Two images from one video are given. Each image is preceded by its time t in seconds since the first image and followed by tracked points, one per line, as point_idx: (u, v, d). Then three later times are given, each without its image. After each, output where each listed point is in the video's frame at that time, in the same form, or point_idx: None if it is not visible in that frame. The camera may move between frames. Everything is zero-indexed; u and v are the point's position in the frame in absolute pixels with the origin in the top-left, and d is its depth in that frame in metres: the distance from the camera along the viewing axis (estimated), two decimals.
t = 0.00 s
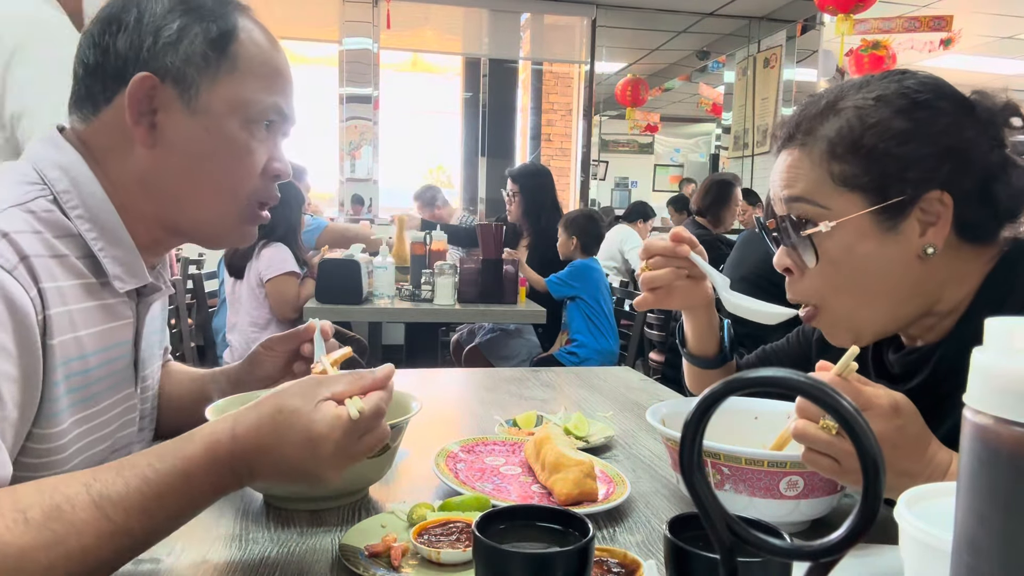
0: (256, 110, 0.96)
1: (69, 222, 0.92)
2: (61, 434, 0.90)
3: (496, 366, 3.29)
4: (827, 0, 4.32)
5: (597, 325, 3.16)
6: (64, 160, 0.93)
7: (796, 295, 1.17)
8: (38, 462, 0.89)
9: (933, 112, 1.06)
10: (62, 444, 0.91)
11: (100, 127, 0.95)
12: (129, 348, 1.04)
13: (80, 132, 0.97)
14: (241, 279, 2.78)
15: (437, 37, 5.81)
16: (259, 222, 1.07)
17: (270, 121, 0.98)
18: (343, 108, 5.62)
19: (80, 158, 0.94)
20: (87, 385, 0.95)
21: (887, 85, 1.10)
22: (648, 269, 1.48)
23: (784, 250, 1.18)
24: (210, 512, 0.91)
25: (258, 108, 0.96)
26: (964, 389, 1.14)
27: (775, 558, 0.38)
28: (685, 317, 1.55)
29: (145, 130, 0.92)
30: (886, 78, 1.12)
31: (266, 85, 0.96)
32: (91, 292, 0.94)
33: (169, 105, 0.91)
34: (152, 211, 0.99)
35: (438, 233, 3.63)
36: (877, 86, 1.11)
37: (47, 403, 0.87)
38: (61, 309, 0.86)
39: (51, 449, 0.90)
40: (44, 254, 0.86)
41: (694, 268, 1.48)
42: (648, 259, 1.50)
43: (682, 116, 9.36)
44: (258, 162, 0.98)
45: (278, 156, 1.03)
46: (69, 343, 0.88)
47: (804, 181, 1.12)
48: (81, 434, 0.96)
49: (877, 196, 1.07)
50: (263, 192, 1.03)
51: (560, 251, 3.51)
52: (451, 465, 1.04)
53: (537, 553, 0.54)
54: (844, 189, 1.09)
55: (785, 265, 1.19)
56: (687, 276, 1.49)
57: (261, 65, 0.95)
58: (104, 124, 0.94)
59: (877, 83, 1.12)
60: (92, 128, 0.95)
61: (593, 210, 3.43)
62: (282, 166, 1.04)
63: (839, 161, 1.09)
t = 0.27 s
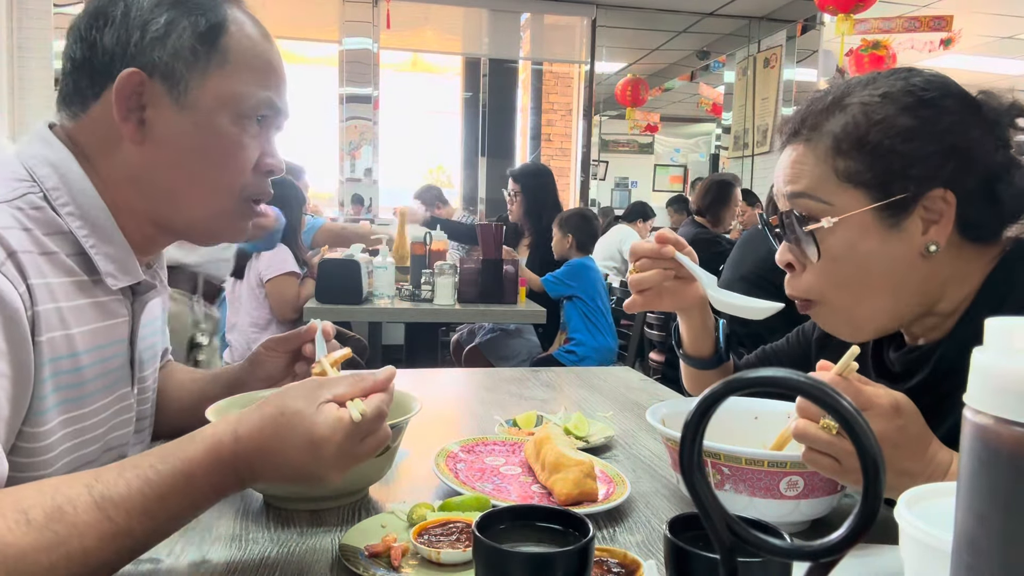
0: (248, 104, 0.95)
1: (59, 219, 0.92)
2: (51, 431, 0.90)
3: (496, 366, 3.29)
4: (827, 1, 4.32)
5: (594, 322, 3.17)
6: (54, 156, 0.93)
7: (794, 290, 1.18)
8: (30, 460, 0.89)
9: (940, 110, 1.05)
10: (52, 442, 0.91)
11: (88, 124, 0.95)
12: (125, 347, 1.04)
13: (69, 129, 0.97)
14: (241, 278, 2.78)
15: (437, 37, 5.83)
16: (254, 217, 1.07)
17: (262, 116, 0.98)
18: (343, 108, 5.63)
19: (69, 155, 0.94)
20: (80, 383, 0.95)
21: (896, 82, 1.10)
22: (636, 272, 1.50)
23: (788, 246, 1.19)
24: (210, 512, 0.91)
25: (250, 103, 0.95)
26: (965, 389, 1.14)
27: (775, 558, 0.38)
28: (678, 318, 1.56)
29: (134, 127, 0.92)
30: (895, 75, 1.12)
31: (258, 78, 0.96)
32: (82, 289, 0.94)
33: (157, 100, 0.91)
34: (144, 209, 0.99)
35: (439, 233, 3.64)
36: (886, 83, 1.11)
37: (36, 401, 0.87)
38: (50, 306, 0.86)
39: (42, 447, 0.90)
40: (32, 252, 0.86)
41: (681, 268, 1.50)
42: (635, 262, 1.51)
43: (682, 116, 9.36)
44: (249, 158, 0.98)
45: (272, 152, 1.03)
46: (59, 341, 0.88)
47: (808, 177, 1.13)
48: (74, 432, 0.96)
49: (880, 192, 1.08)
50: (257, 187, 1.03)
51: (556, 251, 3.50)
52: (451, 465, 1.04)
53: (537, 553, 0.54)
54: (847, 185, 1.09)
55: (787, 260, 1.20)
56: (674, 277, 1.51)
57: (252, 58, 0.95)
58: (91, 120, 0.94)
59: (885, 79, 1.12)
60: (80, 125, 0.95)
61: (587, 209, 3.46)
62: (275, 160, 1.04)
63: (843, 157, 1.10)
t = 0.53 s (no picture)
0: (230, 92, 0.96)
1: (56, 219, 0.92)
2: (49, 431, 0.90)
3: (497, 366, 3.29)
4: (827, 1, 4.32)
5: (591, 319, 3.17)
6: (52, 155, 0.93)
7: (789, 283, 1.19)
8: (29, 459, 0.89)
9: (941, 105, 1.06)
10: (51, 442, 0.91)
11: (80, 122, 0.94)
12: (123, 345, 1.04)
13: (63, 127, 0.97)
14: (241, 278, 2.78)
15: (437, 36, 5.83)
16: (248, 211, 1.08)
17: (248, 105, 0.98)
18: (343, 108, 5.64)
19: (66, 154, 0.94)
20: (78, 383, 0.95)
21: (898, 78, 1.10)
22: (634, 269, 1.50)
23: (789, 240, 1.21)
24: (210, 512, 0.91)
25: (235, 91, 0.96)
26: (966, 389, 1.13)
27: (776, 558, 0.38)
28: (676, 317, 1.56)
29: (119, 121, 0.92)
30: (898, 71, 1.12)
31: (243, 69, 0.97)
32: (79, 289, 0.94)
33: (142, 95, 0.91)
34: (138, 206, 0.98)
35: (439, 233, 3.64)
36: (888, 79, 1.11)
37: (33, 401, 0.87)
38: (47, 306, 0.86)
39: (40, 446, 0.90)
40: (29, 252, 0.86)
41: (678, 266, 1.51)
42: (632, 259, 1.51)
43: (682, 117, 9.36)
44: (237, 149, 0.99)
45: (262, 141, 1.04)
46: (56, 341, 0.88)
47: (811, 172, 1.13)
48: (73, 432, 0.96)
49: (882, 187, 1.08)
50: (247, 179, 1.03)
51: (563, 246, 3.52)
52: (451, 465, 1.04)
53: (537, 553, 0.54)
54: (849, 179, 1.10)
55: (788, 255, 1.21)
56: (672, 275, 1.52)
57: (236, 49, 0.96)
58: (81, 118, 0.94)
59: (887, 76, 1.12)
60: (72, 123, 0.95)
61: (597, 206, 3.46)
62: (265, 150, 1.05)
63: (845, 151, 1.10)
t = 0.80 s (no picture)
0: (226, 83, 0.94)
1: (61, 218, 0.92)
2: (52, 430, 0.90)
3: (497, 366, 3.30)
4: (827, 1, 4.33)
5: (596, 323, 3.17)
6: (57, 154, 0.94)
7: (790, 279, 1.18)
8: (29, 458, 0.89)
9: (940, 102, 1.06)
10: (53, 442, 0.91)
11: (83, 117, 0.95)
12: (125, 343, 1.04)
13: (66, 125, 0.97)
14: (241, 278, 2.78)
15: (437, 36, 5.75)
16: (248, 207, 1.08)
17: (243, 97, 0.96)
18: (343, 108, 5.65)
19: (71, 153, 0.94)
20: (83, 383, 0.95)
21: (898, 76, 1.10)
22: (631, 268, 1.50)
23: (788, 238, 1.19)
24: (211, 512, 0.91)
25: (229, 82, 0.95)
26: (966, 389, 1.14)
27: (775, 558, 0.38)
28: (675, 316, 1.56)
29: (118, 115, 0.92)
30: (897, 68, 1.12)
31: (239, 61, 0.95)
32: (83, 288, 0.94)
33: (140, 89, 0.91)
34: (141, 200, 0.99)
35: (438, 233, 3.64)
36: (888, 76, 1.11)
37: (37, 401, 0.87)
38: (53, 306, 0.87)
39: (42, 446, 0.90)
40: (35, 252, 0.86)
41: (675, 264, 1.52)
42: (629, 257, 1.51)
43: (682, 117, 9.36)
44: (234, 141, 0.97)
45: (261, 133, 1.02)
46: (61, 341, 0.88)
47: (811, 170, 1.13)
48: (76, 431, 0.96)
49: (881, 184, 1.08)
50: (249, 173, 1.02)
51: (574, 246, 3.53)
52: (451, 465, 1.04)
53: (537, 553, 0.55)
54: (848, 176, 1.10)
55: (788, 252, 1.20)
56: (670, 273, 1.53)
57: (232, 41, 0.95)
58: (83, 114, 0.94)
59: (885, 74, 1.12)
60: (76, 121, 0.96)
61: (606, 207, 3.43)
62: (264, 142, 1.02)
63: (845, 149, 1.10)
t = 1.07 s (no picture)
0: (229, 76, 0.94)
1: (66, 214, 0.92)
2: (55, 427, 0.90)
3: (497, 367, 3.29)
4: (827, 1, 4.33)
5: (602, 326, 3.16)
6: (62, 150, 0.94)
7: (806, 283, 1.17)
8: (30, 455, 0.89)
9: (945, 98, 1.06)
10: (55, 440, 0.91)
11: (86, 111, 0.95)
12: (128, 341, 1.04)
13: (70, 120, 0.98)
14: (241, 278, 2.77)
15: (437, 36, 5.87)
16: (249, 202, 1.08)
17: (246, 90, 0.96)
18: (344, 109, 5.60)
19: (76, 149, 0.94)
20: (86, 379, 0.95)
21: (899, 73, 1.10)
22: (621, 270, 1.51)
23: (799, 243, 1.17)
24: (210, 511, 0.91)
25: (232, 76, 0.95)
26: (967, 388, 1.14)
27: (774, 558, 0.38)
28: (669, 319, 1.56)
29: (121, 109, 0.93)
30: (897, 66, 1.12)
31: (240, 54, 0.95)
32: (88, 285, 0.94)
33: (144, 82, 0.91)
34: (143, 195, 0.99)
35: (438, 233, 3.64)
36: (890, 75, 1.11)
37: (41, 398, 0.87)
38: (58, 303, 0.87)
39: (44, 443, 0.90)
40: (41, 249, 0.86)
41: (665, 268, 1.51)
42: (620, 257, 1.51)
43: (682, 117, 9.36)
44: (237, 134, 0.97)
45: (263, 126, 1.01)
46: (66, 337, 0.88)
47: (819, 178, 1.13)
48: (78, 427, 0.96)
49: (892, 185, 1.08)
50: (251, 166, 1.02)
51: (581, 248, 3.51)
52: (451, 465, 1.04)
53: (537, 553, 0.55)
54: (858, 178, 1.10)
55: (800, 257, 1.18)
56: (660, 275, 1.52)
57: (235, 34, 0.95)
58: (86, 108, 0.95)
59: (888, 72, 1.12)
60: (80, 115, 0.96)
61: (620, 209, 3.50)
62: (268, 136, 1.02)
63: (855, 151, 1.10)
